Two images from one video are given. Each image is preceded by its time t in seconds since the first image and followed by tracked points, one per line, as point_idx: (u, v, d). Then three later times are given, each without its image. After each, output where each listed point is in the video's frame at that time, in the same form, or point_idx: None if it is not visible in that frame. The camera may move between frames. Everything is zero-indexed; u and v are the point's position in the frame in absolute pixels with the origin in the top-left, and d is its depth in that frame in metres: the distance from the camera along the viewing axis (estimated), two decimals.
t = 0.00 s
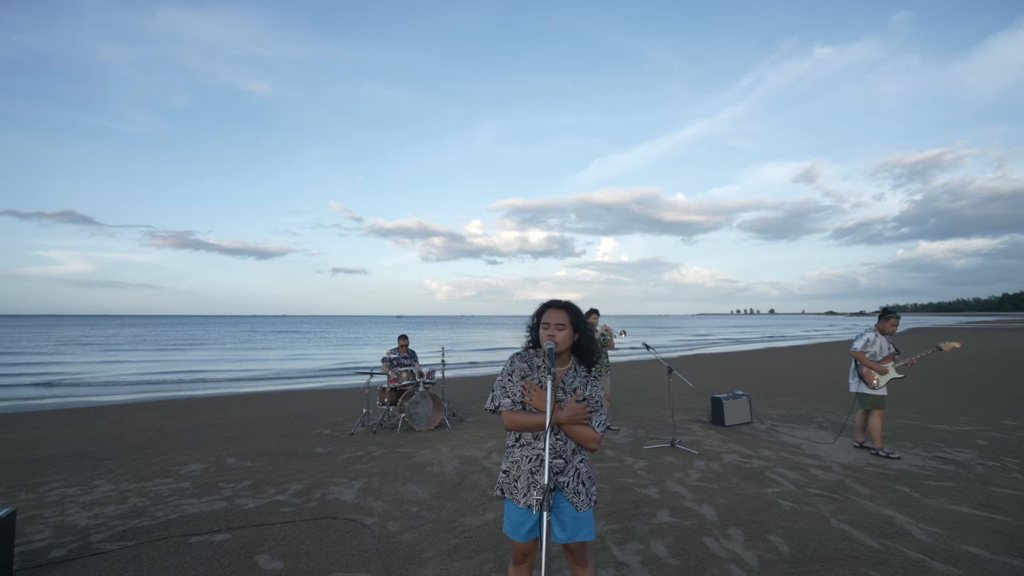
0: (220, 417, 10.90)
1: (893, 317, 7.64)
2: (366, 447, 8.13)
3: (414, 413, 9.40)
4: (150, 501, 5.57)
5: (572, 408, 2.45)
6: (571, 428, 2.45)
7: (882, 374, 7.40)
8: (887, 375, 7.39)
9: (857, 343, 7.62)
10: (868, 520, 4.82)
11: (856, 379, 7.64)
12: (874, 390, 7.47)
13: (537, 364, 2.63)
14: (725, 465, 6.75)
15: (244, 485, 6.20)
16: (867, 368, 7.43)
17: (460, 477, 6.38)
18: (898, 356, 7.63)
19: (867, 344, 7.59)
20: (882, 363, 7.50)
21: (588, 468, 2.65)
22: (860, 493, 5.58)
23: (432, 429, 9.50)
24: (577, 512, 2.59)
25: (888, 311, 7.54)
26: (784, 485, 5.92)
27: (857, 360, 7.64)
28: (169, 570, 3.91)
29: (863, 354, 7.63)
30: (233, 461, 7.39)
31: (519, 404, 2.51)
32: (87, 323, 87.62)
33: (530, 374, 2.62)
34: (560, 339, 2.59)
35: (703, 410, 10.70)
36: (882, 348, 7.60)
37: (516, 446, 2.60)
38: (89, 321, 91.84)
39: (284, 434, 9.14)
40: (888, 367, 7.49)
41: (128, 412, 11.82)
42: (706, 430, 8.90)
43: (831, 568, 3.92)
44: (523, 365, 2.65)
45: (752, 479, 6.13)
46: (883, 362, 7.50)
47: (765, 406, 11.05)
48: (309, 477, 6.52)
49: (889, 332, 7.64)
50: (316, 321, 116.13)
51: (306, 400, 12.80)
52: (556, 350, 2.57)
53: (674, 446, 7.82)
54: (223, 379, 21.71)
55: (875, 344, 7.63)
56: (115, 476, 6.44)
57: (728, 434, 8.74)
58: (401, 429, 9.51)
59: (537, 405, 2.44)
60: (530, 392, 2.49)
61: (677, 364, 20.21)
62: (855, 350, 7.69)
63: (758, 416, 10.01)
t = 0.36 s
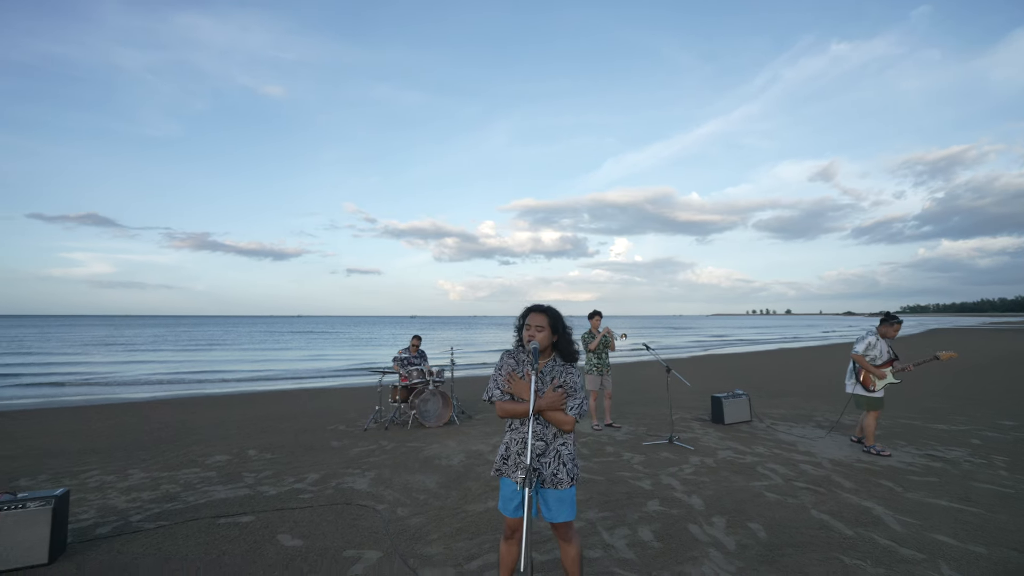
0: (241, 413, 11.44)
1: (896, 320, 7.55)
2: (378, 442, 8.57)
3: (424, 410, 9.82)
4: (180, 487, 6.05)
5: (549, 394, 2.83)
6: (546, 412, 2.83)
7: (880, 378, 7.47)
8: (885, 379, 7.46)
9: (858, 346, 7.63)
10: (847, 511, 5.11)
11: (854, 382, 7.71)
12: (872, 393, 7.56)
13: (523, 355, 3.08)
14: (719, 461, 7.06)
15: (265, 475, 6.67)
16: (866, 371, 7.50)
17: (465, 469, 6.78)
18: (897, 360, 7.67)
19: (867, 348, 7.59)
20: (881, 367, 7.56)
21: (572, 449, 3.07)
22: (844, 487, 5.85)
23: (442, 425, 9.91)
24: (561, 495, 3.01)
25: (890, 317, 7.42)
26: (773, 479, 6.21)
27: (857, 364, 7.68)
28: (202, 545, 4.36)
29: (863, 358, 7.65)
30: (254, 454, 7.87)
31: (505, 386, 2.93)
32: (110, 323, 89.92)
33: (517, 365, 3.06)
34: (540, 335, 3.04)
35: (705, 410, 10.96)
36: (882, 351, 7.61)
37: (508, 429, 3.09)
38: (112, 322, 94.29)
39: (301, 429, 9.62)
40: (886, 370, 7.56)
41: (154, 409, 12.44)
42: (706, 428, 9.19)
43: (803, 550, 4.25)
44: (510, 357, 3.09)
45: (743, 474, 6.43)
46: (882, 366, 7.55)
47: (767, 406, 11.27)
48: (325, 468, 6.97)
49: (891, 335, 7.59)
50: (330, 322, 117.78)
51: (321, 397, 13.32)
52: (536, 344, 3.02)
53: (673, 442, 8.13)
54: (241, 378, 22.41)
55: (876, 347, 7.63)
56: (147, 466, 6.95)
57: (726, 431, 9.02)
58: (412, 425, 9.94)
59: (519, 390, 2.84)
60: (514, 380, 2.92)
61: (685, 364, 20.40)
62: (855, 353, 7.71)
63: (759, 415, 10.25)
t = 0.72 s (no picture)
0: (264, 410, 12.06)
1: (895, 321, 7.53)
2: (392, 436, 9.03)
3: (436, 407, 10.25)
4: (211, 474, 6.59)
5: (528, 385, 3.34)
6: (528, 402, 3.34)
7: (878, 379, 7.53)
8: (884, 380, 7.52)
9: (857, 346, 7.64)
10: (831, 502, 5.36)
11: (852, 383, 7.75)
12: (870, 394, 7.64)
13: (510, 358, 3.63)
14: (717, 456, 7.32)
15: (287, 464, 7.18)
16: (865, 372, 7.54)
17: (473, 462, 7.19)
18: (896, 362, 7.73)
19: (868, 349, 7.61)
20: (879, 368, 7.63)
21: (557, 432, 3.46)
22: (834, 482, 6.08)
23: (454, 422, 10.33)
24: (545, 477, 3.38)
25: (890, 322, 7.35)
26: (766, 474, 6.46)
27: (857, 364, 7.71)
28: (232, 523, 4.85)
29: (862, 359, 7.68)
30: (277, 446, 8.41)
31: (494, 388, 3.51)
32: (139, 324, 92.88)
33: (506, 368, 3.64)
34: (523, 337, 3.62)
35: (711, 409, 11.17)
36: (882, 352, 7.65)
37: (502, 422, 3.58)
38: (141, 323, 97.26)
39: (321, 424, 10.15)
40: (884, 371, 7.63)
41: (184, 405, 13.14)
42: (709, 426, 9.44)
43: (781, 536, 4.53)
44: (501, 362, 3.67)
45: (738, 469, 6.70)
46: (881, 367, 7.61)
47: (773, 405, 11.42)
48: (343, 459, 7.44)
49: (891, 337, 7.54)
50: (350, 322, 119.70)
51: (340, 395, 13.87)
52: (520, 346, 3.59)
53: (674, 439, 8.41)
54: (264, 376, 23.21)
55: (875, 348, 7.65)
56: (180, 456, 7.52)
57: (729, 429, 9.25)
58: (425, 421, 10.38)
59: (502, 388, 3.42)
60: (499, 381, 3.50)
61: (698, 364, 20.50)
62: (855, 353, 7.74)
63: (764, 414, 10.43)
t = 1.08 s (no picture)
0: (289, 405, 12.69)
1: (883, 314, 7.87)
2: (408, 430, 9.51)
3: (451, 403, 10.71)
4: (240, 462, 7.16)
5: (520, 376, 3.83)
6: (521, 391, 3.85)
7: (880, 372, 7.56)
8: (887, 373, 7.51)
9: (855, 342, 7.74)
10: (819, 494, 5.61)
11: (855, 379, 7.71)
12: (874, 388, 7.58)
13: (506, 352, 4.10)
14: (717, 451, 7.59)
15: (310, 454, 7.71)
16: (869, 365, 7.53)
17: (482, 453, 7.60)
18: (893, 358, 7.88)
19: (867, 342, 7.66)
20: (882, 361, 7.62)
21: (547, 416, 3.94)
22: (827, 476, 6.32)
23: (467, 418, 10.77)
24: (536, 459, 3.85)
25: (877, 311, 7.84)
26: (762, 468, 6.72)
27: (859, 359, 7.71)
28: (260, 503, 5.37)
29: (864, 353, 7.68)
30: (301, 438, 8.97)
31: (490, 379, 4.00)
32: (169, 324, 96.11)
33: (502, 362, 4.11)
34: (518, 334, 4.06)
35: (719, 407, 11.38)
36: (881, 346, 7.70)
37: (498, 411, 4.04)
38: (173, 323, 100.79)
39: (341, 419, 10.71)
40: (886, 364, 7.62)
41: (214, 401, 13.88)
42: (714, 423, 9.68)
43: (765, 522, 4.82)
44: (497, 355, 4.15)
45: (735, 463, 6.97)
46: (882, 360, 7.63)
47: (782, 404, 11.56)
48: (361, 450, 7.94)
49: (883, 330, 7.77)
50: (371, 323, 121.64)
51: (360, 393, 14.45)
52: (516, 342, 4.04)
53: (678, 435, 8.69)
54: (289, 375, 24.07)
55: (873, 341, 7.73)
56: (212, 445, 8.13)
57: (734, 426, 9.48)
58: (440, 417, 10.84)
59: (496, 379, 3.92)
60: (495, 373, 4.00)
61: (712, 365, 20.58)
62: (855, 349, 7.77)
63: (771, 413, 10.59)
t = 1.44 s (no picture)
0: (311, 401, 13.31)
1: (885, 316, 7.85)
2: (422, 424, 9.99)
3: (464, 399, 11.15)
4: (266, 450, 7.72)
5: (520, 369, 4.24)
6: (520, 381, 4.27)
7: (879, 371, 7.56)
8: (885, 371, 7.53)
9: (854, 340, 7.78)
10: (808, 485, 5.88)
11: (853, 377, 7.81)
12: (871, 385, 7.61)
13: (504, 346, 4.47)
14: (717, 446, 7.86)
15: (330, 444, 8.24)
16: (866, 363, 7.57)
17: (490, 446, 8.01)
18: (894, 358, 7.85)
19: (868, 341, 7.66)
20: (880, 360, 7.64)
21: (542, 403, 4.39)
22: (820, 469, 6.55)
23: (480, 413, 11.20)
24: (533, 442, 4.28)
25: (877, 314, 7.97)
26: (758, 461, 6.98)
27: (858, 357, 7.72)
28: (284, 486, 5.88)
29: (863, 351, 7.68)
30: (322, 430, 9.52)
31: (490, 371, 4.36)
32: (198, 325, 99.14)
33: (499, 355, 4.47)
34: (516, 330, 4.44)
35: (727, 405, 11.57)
36: (880, 345, 7.70)
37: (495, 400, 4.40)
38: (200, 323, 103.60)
39: (360, 413, 11.26)
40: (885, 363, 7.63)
41: (242, 397, 14.62)
42: (719, 420, 9.90)
43: (750, 508, 5.12)
44: (495, 350, 4.49)
45: (733, 456, 7.24)
46: (881, 359, 7.63)
47: (790, 403, 11.68)
48: (377, 441, 8.44)
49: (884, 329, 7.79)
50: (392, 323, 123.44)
51: (379, 390, 15.02)
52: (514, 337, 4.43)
53: (682, 430, 8.96)
54: (312, 373, 24.90)
55: (874, 340, 7.73)
56: (240, 436, 8.72)
57: (738, 423, 9.70)
58: (454, 412, 11.29)
59: (497, 372, 4.29)
60: (494, 367, 4.36)
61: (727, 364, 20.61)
62: (854, 347, 7.80)
63: (778, 411, 10.74)
